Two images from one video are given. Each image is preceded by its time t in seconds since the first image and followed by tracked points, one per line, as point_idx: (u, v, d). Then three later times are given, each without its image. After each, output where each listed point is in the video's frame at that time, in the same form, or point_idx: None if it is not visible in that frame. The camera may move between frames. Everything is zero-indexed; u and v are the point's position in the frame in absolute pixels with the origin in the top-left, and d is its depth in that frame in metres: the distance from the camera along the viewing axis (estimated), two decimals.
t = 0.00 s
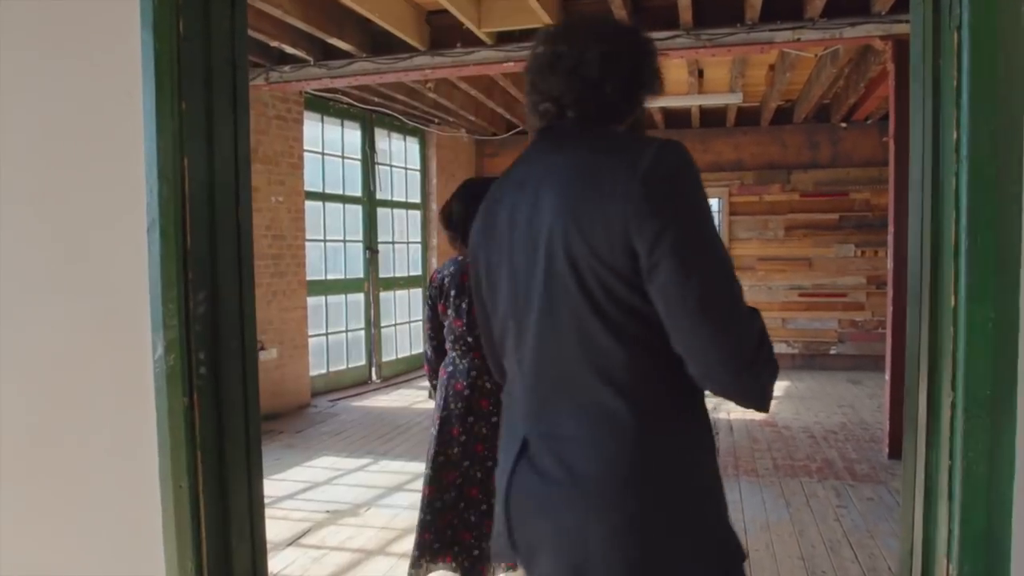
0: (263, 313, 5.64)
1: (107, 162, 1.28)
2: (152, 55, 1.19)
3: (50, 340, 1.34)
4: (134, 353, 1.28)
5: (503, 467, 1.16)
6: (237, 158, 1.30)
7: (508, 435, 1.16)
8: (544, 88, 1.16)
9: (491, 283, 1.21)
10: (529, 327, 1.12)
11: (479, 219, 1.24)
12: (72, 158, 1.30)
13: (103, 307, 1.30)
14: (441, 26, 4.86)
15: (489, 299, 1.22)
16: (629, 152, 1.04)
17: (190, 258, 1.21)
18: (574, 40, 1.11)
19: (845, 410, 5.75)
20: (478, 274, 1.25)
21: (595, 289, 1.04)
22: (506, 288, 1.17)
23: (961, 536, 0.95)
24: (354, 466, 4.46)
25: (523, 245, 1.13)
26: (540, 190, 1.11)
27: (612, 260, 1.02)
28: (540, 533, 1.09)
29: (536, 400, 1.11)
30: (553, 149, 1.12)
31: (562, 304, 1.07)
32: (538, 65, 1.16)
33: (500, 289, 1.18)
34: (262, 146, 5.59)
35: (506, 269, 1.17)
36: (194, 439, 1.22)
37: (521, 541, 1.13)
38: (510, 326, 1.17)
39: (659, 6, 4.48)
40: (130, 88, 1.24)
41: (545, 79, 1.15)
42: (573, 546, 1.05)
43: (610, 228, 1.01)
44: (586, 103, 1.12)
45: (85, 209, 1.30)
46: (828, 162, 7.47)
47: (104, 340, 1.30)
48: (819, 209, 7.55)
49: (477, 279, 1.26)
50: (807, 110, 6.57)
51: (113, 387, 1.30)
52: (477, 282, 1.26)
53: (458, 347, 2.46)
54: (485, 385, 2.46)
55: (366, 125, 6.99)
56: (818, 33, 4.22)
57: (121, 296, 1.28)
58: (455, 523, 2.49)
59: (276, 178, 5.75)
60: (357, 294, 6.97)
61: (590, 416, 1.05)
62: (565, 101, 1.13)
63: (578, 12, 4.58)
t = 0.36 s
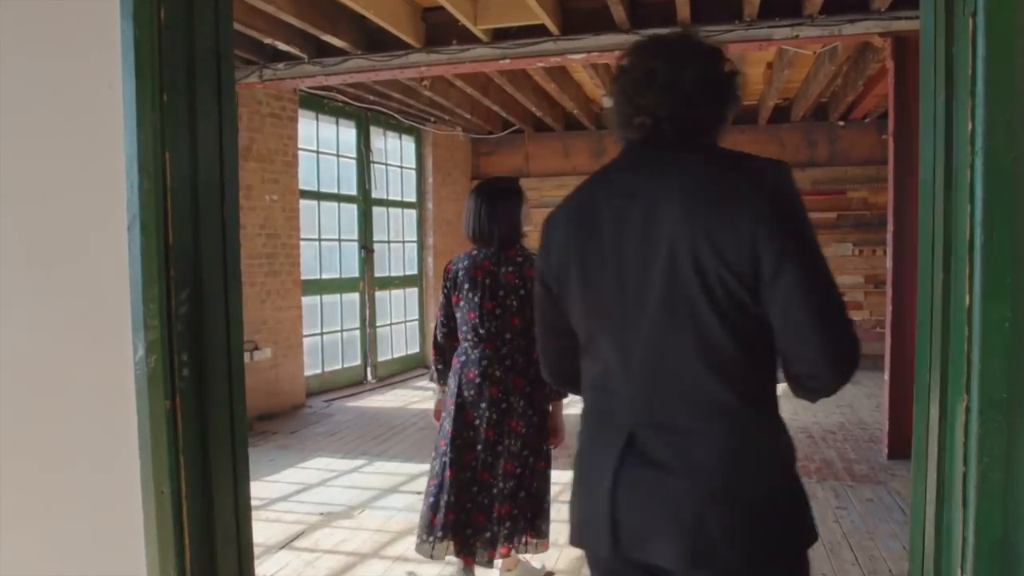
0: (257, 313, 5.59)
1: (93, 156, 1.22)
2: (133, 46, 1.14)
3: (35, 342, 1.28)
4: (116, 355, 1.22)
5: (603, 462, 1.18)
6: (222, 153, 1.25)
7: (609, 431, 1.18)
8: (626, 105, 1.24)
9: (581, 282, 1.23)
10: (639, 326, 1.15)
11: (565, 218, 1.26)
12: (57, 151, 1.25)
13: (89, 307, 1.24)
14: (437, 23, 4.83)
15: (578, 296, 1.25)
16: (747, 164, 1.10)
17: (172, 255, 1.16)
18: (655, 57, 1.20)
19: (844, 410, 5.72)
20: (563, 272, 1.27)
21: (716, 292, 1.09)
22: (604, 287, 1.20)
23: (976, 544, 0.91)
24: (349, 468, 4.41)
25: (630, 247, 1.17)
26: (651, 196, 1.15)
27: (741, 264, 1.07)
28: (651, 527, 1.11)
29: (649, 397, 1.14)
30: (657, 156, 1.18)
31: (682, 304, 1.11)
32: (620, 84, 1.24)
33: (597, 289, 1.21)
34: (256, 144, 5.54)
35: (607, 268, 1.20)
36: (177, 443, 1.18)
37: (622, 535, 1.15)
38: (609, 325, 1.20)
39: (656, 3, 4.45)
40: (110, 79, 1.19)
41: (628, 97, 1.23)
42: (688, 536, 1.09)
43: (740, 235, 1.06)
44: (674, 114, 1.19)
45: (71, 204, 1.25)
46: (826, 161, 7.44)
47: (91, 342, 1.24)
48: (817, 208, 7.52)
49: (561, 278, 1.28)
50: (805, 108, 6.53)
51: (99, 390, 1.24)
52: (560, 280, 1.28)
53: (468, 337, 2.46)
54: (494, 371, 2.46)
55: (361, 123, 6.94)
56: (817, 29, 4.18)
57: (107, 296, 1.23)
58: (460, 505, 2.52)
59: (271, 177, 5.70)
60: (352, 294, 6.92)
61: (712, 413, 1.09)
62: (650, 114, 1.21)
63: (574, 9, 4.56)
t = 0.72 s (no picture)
0: (245, 313, 5.52)
1: (61, 148, 1.15)
2: (107, 36, 1.09)
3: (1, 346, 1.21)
4: (85, 362, 1.16)
5: (718, 433, 1.34)
6: (201, 148, 1.21)
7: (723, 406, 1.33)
8: (738, 102, 1.42)
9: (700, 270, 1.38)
10: (758, 315, 1.29)
11: (685, 209, 1.41)
12: (20, 141, 1.18)
13: (58, 309, 1.17)
14: (428, 20, 4.78)
15: (693, 282, 1.39)
16: (869, 179, 1.24)
17: (148, 255, 1.11)
18: (789, 69, 1.37)
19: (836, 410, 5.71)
20: (681, 257, 1.41)
21: (832, 287, 1.24)
22: (723, 277, 1.34)
23: (985, 555, 0.87)
24: (338, 470, 4.37)
25: (751, 243, 1.31)
26: (774, 199, 1.29)
27: (857, 267, 1.22)
28: (762, 489, 1.29)
29: (762, 375, 1.29)
30: (777, 164, 1.32)
31: (803, 298, 1.25)
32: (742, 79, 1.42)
33: (715, 278, 1.35)
34: (244, 142, 5.48)
35: (726, 259, 1.34)
36: (154, 451, 1.13)
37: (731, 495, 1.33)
38: (725, 310, 1.33)
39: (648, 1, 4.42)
40: (80, 70, 1.13)
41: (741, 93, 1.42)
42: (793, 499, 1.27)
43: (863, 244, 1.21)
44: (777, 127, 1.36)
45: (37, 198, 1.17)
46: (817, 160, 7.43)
47: (60, 347, 1.17)
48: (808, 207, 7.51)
49: (677, 264, 1.42)
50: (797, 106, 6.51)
51: (69, 396, 1.17)
52: (675, 266, 1.43)
53: (460, 331, 2.67)
54: (481, 365, 2.66)
55: (351, 122, 6.88)
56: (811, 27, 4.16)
57: (77, 296, 1.16)
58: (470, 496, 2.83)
59: (259, 176, 5.64)
60: (342, 294, 6.87)
61: (820, 393, 1.25)
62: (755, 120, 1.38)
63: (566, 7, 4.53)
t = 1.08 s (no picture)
0: (227, 313, 5.45)
1: (30, 145, 1.11)
2: (75, 26, 1.05)
3: None
4: (53, 364, 1.11)
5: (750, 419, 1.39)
6: (175, 143, 1.16)
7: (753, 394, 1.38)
8: (770, 112, 1.49)
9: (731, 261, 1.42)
10: (789, 307, 1.34)
11: (716, 202, 1.45)
12: None
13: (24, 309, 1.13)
14: (412, 17, 4.74)
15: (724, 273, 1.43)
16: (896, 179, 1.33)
17: (118, 254, 1.07)
18: (813, 73, 1.45)
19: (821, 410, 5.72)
20: (710, 249, 1.45)
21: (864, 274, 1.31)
22: (755, 269, 1.39)
23: (984, 566, 0.84)
24: (321, 471, 4.31)
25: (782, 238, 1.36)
26: (805, 197, 1.36)
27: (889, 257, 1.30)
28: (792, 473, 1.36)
29: (797, 357, 1.33)
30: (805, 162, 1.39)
31: (833, 291, 1.31)
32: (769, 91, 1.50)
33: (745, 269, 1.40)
34: (226, 140, 5.41)
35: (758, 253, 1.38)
36: (125, 460, 1.09)
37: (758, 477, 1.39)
38: (757, 299, 1.39)
39: None
40: (47, 61, 1.09)
41: (772, 104, 1.48)
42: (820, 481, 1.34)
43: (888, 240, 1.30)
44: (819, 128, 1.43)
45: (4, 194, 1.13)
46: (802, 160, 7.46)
47: (27, 349, 1.13)
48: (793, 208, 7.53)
49: (706, 255, 1.47)
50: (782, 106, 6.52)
51: (37, 400, 1.13)
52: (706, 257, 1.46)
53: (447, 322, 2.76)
54: (451, 360, 2.72)
55: (335, 120, 6.81)
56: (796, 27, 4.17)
57: (47, 300, 1.11)
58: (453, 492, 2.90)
59: (241, 174, 5.57)
60: (326, 294, 6.80)
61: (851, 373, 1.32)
62: (793, 123, 1.45)
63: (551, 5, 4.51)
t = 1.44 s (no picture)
0: (205, 314, 5.37)
1: None
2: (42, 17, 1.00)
3: None
4: (21, 366, 1.07)
5: (751, 409, 1.54)
6: (148, 137, 1.12)
7: (752, 386, 1.54)
8: (726, 139, 1.67)
9: (729, 269, 1.58)
10: (780, 306, 1.51)
11: (712, 219, 1.62)
12: None
13: None
14: (394, 15, 4.69)
15: (724, 279, 1.60)
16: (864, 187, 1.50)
17: (89, 253, 1.03)
18: (753, 99, 1.63)
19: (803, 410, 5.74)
20: (709, 261, 1.62)
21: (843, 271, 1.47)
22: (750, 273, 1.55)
23: (982, 568, 0.82)
24: (302, 474, 4.26)
25: (771, 245, 1.52)
26: (788, 206, 1.52)
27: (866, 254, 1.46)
28: (789, 453, 1.50)
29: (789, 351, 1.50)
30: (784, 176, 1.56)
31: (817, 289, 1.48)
32: (721, 121, 1.69)
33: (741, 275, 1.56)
34: (205, 138, 5.34)
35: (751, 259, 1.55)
36: (96, 466, 1.04)
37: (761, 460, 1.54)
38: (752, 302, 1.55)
39: None
40: (14, 52, 1.04)
41: (727, 133, 1.67)
42: (815, 460, 1.48)
43: (861, 240, 1.46)
44: (769, 148, 1.62)
45: None
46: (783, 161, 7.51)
47: None
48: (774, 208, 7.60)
49: (706, 266, 1.63)
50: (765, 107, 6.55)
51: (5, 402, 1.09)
52: (706, 268, 1.63)
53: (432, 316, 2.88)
54: (429, 353, 2.84)
55: (316, 118, 6.75)
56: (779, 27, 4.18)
57: (14, 302, 1.07)
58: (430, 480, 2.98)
59: (220, 172, 5.50)
60: (307, 294, 6.74)
61: (837, 361, 1.48)
62: (746, 145, 1.63)
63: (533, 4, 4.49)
